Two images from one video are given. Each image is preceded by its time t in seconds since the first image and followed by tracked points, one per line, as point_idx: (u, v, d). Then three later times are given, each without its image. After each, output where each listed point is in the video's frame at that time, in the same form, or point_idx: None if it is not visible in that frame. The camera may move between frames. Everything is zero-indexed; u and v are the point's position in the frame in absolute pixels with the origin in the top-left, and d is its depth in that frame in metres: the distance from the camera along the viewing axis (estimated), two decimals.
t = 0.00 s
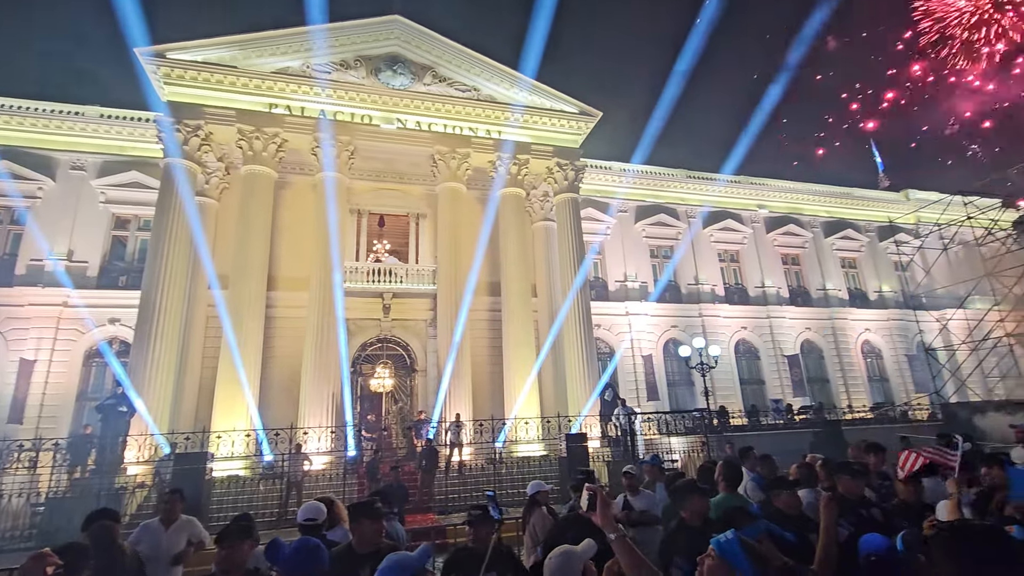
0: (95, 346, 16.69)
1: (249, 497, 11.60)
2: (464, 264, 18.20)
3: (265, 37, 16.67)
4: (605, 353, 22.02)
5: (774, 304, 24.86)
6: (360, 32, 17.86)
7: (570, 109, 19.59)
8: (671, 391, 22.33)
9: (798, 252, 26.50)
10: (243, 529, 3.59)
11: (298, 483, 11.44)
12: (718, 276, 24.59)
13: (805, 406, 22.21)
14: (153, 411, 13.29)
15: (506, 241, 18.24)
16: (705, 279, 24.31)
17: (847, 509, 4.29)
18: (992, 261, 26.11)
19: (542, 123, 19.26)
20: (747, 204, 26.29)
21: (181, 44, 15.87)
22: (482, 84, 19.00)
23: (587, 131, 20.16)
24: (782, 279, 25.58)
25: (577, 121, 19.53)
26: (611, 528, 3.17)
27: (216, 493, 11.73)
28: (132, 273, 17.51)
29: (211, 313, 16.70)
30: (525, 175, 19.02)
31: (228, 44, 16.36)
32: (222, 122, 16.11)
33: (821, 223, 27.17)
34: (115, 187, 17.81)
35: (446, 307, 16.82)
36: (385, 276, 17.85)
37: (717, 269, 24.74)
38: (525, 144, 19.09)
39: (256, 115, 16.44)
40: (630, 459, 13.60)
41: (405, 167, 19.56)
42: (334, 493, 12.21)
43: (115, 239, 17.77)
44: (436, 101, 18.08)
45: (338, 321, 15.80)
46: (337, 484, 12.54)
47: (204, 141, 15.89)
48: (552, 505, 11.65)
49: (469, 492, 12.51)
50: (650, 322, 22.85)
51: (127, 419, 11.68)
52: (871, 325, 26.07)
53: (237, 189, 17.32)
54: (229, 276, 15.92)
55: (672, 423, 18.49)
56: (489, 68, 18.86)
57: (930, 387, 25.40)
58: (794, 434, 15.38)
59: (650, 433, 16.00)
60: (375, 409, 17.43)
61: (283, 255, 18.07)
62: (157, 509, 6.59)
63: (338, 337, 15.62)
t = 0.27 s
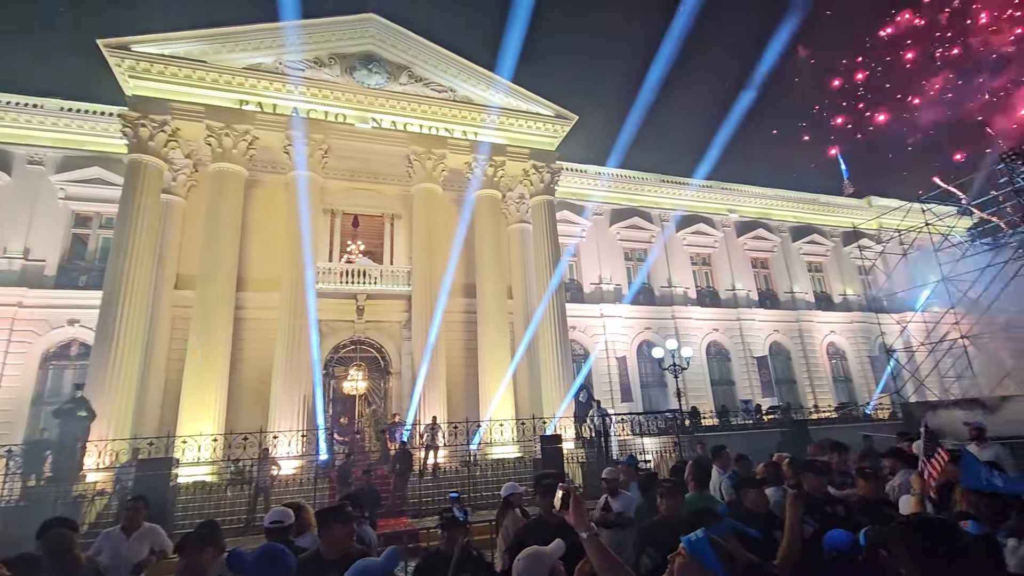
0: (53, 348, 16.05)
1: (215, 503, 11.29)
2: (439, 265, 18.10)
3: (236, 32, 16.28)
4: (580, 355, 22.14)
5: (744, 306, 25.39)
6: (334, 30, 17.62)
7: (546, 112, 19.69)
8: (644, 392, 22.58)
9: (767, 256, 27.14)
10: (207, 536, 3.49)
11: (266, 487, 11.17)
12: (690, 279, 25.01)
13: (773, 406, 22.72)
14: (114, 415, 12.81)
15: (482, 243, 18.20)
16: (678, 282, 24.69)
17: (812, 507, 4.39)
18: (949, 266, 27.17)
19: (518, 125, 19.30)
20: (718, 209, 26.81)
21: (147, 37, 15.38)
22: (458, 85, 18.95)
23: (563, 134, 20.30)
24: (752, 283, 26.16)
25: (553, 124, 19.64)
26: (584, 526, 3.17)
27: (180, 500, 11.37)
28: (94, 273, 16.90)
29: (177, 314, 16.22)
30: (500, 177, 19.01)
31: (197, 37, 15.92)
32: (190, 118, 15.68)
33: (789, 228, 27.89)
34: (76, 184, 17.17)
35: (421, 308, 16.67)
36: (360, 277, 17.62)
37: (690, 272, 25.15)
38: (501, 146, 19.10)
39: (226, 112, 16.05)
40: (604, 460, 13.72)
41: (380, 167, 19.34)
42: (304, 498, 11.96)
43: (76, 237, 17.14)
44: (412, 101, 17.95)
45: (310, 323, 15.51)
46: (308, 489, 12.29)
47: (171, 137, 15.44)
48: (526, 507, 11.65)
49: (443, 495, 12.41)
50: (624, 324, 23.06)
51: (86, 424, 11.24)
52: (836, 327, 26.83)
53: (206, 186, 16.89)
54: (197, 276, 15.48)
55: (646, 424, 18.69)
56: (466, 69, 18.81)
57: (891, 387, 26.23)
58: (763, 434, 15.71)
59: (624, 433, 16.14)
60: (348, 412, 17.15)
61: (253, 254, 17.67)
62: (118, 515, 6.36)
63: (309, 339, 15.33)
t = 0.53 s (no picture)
0: (8, 351, 15.35)
1: (180, 512, 10.94)
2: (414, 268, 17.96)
3: (207, 28, 15.89)
4: (555, 358, 22.19)
5: (716, 311, 25.85)
6: (309, 29, 17.38)
7: (523, 116, 19.76)
8: (619, 395, 22.75)
9: (738, 261, 27.71)
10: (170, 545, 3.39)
11: (234, 493, 10.86)
12: (664, 283, 25.34)
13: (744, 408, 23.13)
14: (73, 421, 12.31)
15: (458, 246, 18.13)
16: (652, 286, 24.99)
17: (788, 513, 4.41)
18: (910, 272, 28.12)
19: (495, 128, 19.32)
20: (692, 215, 27.25)
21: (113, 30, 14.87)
22: (435, 87, 18.88)
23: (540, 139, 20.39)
24: (724, 287, 26.65)
25: (529, 128, 19.71)
26: (557, 528, 3.17)
27: (143, 509, 10.97)
28: (52, 273, 16.27)
29: (142, 316, 15.69)
30: (477, 180, 18.96)
31: (166, 32, 15.47)
32: (157, 114, 15.25)
33: (759, 234, 28.53)
34: (35, 180, 16.51)
35: (396, 311, 16.49)
36: (334, 279, 17.51)
37: (663, 276, 25.49)
38: (477, 149, 19.08)
39: (195, 109, 15.65)
40: (578, 463, 13.75)
41: (355, 168, 19.08)
42: (274, 504, 11.68)
43: (34, 236, 16.48)
44: (388, 102, 17.81)
45: (281, 325, 15.20)
46: (277, 495, 12.00)
47: (137, 134, 14.99)
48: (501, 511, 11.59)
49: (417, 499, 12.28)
50: (600, 328, 23.20)
51: (43, 430, 10.75)
52: (804, 331, 27.49)
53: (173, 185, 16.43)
54: (163, 277, 15.01)
55: (620, 427, 18.83)
56: (443, 72, 18.73)
57: (856, 389, 26.97)
58: (734, 435, 15.97)
59: (599, 436, 16.23)
60: (320, 416, 16.84)
61: (223, 255, 17.23)
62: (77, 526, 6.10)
63: (281, 342, 15.02)
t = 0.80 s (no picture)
0: None
1: (140, 523, 10.53)
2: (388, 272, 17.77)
3: (175, 24, 15.49)
4: (530, 363, 22.19)
5: (687, 316, 26.29)
6: (282, 28, 17.10)
7: (499, 121, 19.81)
8: (592, 400, 22.88)
9: (709, 267, 28.27)
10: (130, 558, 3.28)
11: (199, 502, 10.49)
12: (638, 289, 25.66)
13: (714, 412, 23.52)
14: (25, 429, 11.74)
15: (433, 250, 18.05)
16: (626, 291, 25.28)
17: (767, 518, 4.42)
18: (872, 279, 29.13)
19: (471, 133, 19.30)
20: (664, 222, 27.69)
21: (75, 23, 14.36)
22: (411, 90, 18.77)
23: (516, 144, 20.47)
24: (695, 293, 27.13)
25: (506, 133, 19.78)
26: (531, 531, 3.16)
27: (101, 521, 10.52)
28: (6, 274, 15.56)
29: (102, 319, 15.12)
30: (453, 184, 18.93)
31: (132, 27, 15.03)
32: (122, 111, 14.79)
33: (729, 241, 29.17)
34: None
35: (369, 315, 16.29)
36: (305, 282, 17.23)
37: (637, 282, 25.81)
38: (453, 153, 19.06)
39: (162, 106, 15.21)
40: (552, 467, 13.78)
41: (329, 170, 18.81)
42: (241, 513, 11.35)
43: None
44: (363, 104, 17.62)
45: (250, 329, 14.84)
46: (243, 504, 11.66)
47: (100, 130, 14.49)
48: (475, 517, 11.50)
49: (390, 506, 12.11)
50: (574, 333, 23.32)
51: None
52: (772, 337, 28.16)
53: (138, 184, 15.92)
54: (125, 279, 14.50)
55: (594, 431, 18.92)
56: (419, 75, 18.65)
57: (820, 393, 27.71)
58: (704, 439, 16.23)
59: (573, 440, 16.29)
60: (290, 422, 16.46)
61: (190, 257, 16.75)
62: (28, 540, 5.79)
63: (250, 346, 14.65)
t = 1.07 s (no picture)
0: None
1: (97, 536, 10.09)
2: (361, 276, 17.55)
3: (142, 20, 15.07)
4: (504, 369, 22.12)
5: (660, 322, 26.66)
6: (254, 27, 16.79)
7: (475, 127, 19.82)
8: (566, 405, 22.94)
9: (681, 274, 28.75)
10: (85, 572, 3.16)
11: (160, 514, 10.11)
12: (611, 295, 25.91)
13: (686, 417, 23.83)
14: None
15: (407, 254, 17.92)
16: (600, 298, 25.51)
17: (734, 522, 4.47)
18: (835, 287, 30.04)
19: (446, 137, 19.24)
20: (638, 229, 28.06)
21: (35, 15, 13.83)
22: (387, 93, 18.62)
23: (492, 149, 20.50)
24: (667, 299, 27.56)
25: (481, 139, 19.79)
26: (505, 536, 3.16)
27: (54, 534, 10.04)
28: None
29: (59, 323, 14.51)
30: (428, 188, 18.87)
31: (96, 22, 14.56)
32: (84, 108, 14.31)
33: (700, 249, 29.74)
34: None
35: (341, 320, 16.04)
36: (274, 286, 16.88)
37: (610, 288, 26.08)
38: (428, 157, 19.00)
39: (127, 104, 14.75)
40: (526, 473, 13.75)
41: (301, 173, 18.50)
42: (204, 524, 10.98)
43: None
44: (337, 107, 17.41)
45: (217, 334, 14.44)
46: (207, 515, 11.27)
47: (59, 127, 13.96)
48: (448, 525, 11.38)
49: (361, 514, 11.90)
50: (549, 338, 23.36)
51: None
52: (741, 343, 28.76)
53: (100, 183, 15.38)
54: (85, 281, 13.95)
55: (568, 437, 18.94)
56: (394, 79, 18.53)
57: (787, 398, 28.37)
58: (676, 443, 16.43)
59: (547, 446, 16.30)
60: (258, 430, 16.04)
61: (154, 260, 16.23)
62: None
63: (216, 351, 14.26)
